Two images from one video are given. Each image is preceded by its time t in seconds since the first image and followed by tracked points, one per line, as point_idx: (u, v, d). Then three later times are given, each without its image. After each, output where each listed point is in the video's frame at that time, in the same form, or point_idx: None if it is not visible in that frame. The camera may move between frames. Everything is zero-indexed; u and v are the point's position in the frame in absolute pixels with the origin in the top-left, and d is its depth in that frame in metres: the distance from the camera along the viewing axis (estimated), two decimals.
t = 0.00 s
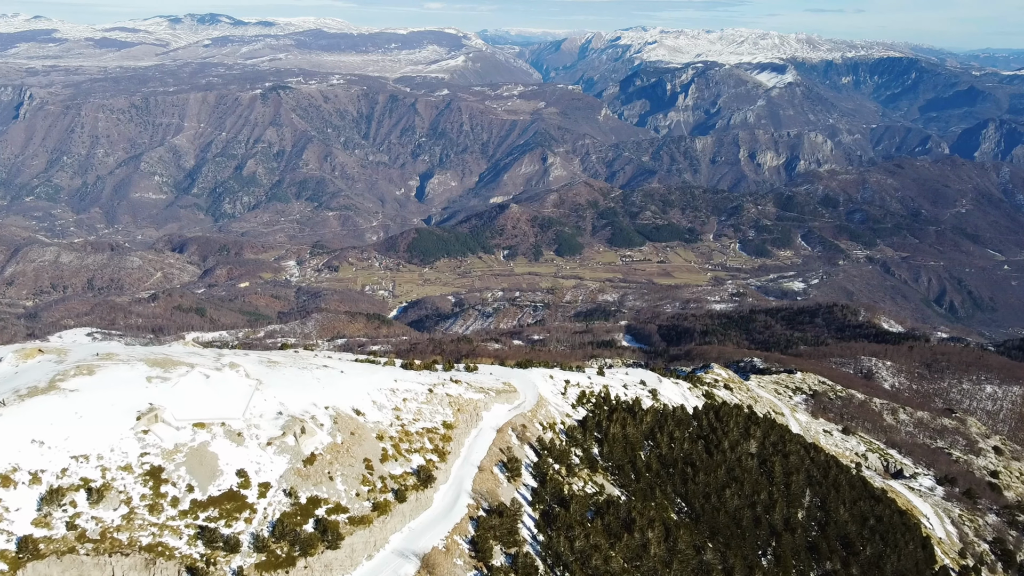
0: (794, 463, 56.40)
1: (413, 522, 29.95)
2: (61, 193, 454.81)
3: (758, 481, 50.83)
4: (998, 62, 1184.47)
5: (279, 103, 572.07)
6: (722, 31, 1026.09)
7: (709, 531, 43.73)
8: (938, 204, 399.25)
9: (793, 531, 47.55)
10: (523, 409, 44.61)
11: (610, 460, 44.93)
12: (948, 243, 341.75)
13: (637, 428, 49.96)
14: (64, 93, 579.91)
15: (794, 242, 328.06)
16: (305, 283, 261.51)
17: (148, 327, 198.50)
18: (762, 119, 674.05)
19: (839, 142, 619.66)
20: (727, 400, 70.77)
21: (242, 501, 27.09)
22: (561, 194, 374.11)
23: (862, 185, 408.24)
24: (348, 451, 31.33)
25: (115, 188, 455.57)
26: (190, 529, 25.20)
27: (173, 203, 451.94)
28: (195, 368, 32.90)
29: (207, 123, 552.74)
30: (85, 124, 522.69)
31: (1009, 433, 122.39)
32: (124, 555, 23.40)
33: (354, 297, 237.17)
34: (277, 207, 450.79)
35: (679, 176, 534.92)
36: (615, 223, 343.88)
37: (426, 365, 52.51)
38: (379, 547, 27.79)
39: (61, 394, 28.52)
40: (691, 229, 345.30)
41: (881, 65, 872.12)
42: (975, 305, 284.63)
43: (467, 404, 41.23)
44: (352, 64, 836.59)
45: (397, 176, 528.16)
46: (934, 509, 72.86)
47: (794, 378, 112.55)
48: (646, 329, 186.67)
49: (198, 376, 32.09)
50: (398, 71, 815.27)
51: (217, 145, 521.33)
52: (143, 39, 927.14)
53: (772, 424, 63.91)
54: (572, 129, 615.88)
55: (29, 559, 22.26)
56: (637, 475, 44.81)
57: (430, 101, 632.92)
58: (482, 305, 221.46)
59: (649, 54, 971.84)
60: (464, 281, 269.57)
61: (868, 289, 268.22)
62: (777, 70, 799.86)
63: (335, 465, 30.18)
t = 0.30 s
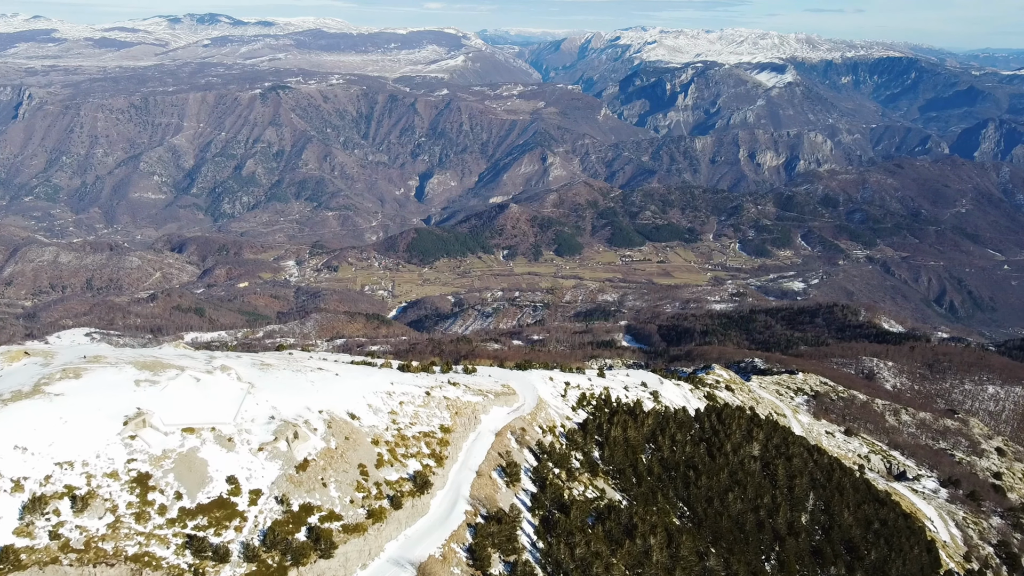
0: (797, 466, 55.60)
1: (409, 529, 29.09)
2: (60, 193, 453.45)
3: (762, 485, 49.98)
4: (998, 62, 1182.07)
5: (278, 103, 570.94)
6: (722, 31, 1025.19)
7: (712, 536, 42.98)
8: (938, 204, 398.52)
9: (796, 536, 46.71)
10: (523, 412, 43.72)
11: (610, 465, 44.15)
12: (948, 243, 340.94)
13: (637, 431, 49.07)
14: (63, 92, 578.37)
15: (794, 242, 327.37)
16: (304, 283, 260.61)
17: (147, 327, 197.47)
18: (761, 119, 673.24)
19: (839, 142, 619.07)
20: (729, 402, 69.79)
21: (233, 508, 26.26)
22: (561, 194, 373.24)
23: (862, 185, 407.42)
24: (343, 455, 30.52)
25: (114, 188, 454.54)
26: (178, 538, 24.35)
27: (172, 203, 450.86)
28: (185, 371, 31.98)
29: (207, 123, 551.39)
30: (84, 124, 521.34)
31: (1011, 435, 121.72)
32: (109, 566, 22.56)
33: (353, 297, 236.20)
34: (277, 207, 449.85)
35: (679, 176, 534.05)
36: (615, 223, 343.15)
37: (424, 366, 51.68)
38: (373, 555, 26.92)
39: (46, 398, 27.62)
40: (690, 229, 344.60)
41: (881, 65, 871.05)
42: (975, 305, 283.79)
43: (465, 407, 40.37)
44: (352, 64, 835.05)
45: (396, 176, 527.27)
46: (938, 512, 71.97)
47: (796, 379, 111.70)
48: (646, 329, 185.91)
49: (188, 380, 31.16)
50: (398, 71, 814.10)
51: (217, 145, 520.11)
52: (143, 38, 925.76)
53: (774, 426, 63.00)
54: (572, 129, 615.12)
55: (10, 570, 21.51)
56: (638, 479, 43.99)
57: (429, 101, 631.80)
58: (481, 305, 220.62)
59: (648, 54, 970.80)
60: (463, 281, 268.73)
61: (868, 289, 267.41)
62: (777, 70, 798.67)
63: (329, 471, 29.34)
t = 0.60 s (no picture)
0: (801, 469, 54.78)
1: (405, 537, 28.23)
2: (59, 194, 452.12)
3: (765, 489, 49.22)
4: (998, 62, 1179.69)
5: (278, 103, 569.92)
6: (722, 30, 1023.81)
7: (716, 540, 42.35)
8: (938, 204, 397.57)
9: (801, 540, 45.72)
10: (522, 414, 42.78)
11: (612, 468, 43.37)
12: (948, 243, 339.93)
13: (638, 434, 48.18)
14: (62, 93, 577.05)
15: (793, 242, 326.46)
16: (304, 283, 259.66)
17: (145, 327, 196.47)
18: (761, 118, 672.23)
19: (839, 142, 618.23)
20: (731, 404, 68.87)
21: (222, 517, 25.36)
22: (561, 193, 372.10)
23: (862, 185, 406.45)
24: (337, 460, 29.69)
25: (113, 188, 453.63)
26: (165, 549, 23.46)
27: (172, 203, 449.86)
28: (175, 374, 31.09)
29: (207, 123, 550.35)
30: (84, 124, 520.21)
31: (1014, 436, 120.97)
32: None
33: (352, 297, 235.21)
34: (276, 207, 448.93)
35: (679, 176, 533.00)
36: (615, 223, 342.13)
37: (421, 367, 50.86)
38: (368, 565, 25.96)
39: (31, 403, 26.80)
40: (691, 229, 343.53)
41: (881, 65, 870.06)
42: (975, 305, 282.74)
43: (463, 411, 39.51)
44: (351, 64, 833.57)
45: (396, 176, 526.29)
46: (941, 514, 71.01)
47: (798, 379, 110.98)
48: (646, 329, 185.04)
49: (178, 384, 30.28)
50: (397, 71, 812.52)
51: (216, 145, 519.16)
52: (142, 38, 923.67)
53: (776, 429, 62.19)
54: (572, 129, 614.05)
55: None
56: (640, 483, 43.23)
57: (429, 101, 630.62)
58: (481, 305, 219.71)
59: (648, 54, 969.43)
60: (462, 281, 267.65)
61: (868, 289, 266.53)
62: (776, 70, 797.95)
63: (322, 477, 28.48)
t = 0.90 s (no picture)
0: (805, 472, 53.89)
1: (400, 545, 27.42)
2: (58, 193, 450.82)
3: (770, 493, 48.32)
4: (998, 62, 1178.24)
5: (277, 102, 568.79)
6: (721, 30, 1022.81)
7: (719, 546, 41.52)
8: (938, 204, 396.71)
9: (805, 544, 44.81)
10: (521, 418, 41.94)
11: (614, 472, 42.56)
12: (948, 243, 338.97)
13: (640, 436, 47.26)
14: (61, 92, 575.73)
15: (794, 242, 325.56)
16: (303, 283, 258.66)
17: (144, 327, 195.50)
18: (761, 118, 671.09)
19: (839, 141, 617.37)
20: (732, 405, 68.05)
21: (211, 525, 24.45)
22: (560, 193, 371.11)
23: (862, 184, 405.45)
24: (330, 467, 28.84)
25: (113, 188, 452.56)
26: (150, 560, 22.59)
27: (171, 203, 448.76)
28: (164, 378, 30.22)
29: (206, 123, 549.13)
30: (83, 124, 518.86)
31: (1017, 436, 120.18)
32: None
33: (352, 297, 234.21)
34: (276, 206, 447.85)
35: (679, 176, 531.87)
36: (615, 223, 341.13)
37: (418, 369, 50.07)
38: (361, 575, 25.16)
39: (12, 408, 25.86)
40: (690, 229, 342.52)
41: (880, 65, 869.36)
42: (975, 305, 281.84)
43: (461, 414, 38.63)
44: (351, 64, 832.05)
45: (395, 176, 525.19)
46: (946, 517, 70.17)
47: (800, 380, 110.21)
48: (646, 329, 184.17)
49: (167, 388, 29.41)
50: (397, 71, 811.31)
51: (216, 145, 518.12)
52: (141, 38, 921.66)
53: (779, 430, 61.38)
54: (572, 128, 613.04)
55: None
56: (642, 487, 42.41)
57: (428, 101, 629.39)
58: (480, 305, 218.68)
59: (648, 54, 967.89)
60: (462, 281, 266.59)
61: (868, 289, 265.54)
62: (776, 70, 796.54)
63: (316, 484, 27.58)
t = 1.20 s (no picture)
0: (808, 475, 53.08)
1: (396, 554, 26.54)
2: (58, 193, 449.63)
3: (773, 496, 47.51)
4: (997, 62, 1177.22)
5: (277, 102, 568.03)
6: (721, 30, 1021.39)
7: (722, 551, 40.51)
8: (939, 203, 395.94)
9: (810, 550, 43.91)
10: (520, 422, 41.03)
11: (616, 477, 41.71)
12: (949, 243, 338.02)
13: (642, 440, 46.39)
14: (60, 92, 574.43)
15: (794, 242, 324.79)
16: (302, 283, 257.65)
17: (142, 328, 194.41)
18: (761, 118, 670.07)
19: (839, 141, 616.34)
20: (736, 408, 67.12)
21: (199, 535, 23.54)
22: (560, 193, 370.20)
23: (863, 184, 404.45)
24: (325, 473, 27.96)
25: (112, 187, 451.54)
26: (136, 571, 21.73)
27: (171, 203, 447.92)
28: (152, 381, 29.29)
29: (206, 122, 548.09)
30: (82, 124, 517.59)
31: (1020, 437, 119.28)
32: None
33: (351, 297, 233.31)
34: (275, 206, 446.95)
35: (679, 175, 530.89)
36: (615, 223, 340.29)
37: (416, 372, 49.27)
38: None
39: None
40: (690, 229, 341.64)
41: (880, 64, 868.11)
42: (976, 305, 281.01)
43: (459, 418, 37.72)
44: (350, 64, 830.58)
45: (395, 176, 524.25)
46: (951, 520, 69.40)
47: (801, 381, 109.39)
48: (646, 329, 183.36)
49: (155, 392, 28.47)
50: (396, 71, 809.98)
51: (215, 145, 517.21)
52: (141, 38, 920.05)
53: (783, 432, 60.58)
54: (571, 128, 612.03)
55: None
56: (644, 492, 41.54)
57: (428, 101, 628.24)
58: (480, 305, 217.75)
59: (648, 54, 966.74)
60: (462, 281, 265.57)
61: (868, 289, 264.68)
62: (776, 69, 795.57)
63: (308, 491, 26.70)
